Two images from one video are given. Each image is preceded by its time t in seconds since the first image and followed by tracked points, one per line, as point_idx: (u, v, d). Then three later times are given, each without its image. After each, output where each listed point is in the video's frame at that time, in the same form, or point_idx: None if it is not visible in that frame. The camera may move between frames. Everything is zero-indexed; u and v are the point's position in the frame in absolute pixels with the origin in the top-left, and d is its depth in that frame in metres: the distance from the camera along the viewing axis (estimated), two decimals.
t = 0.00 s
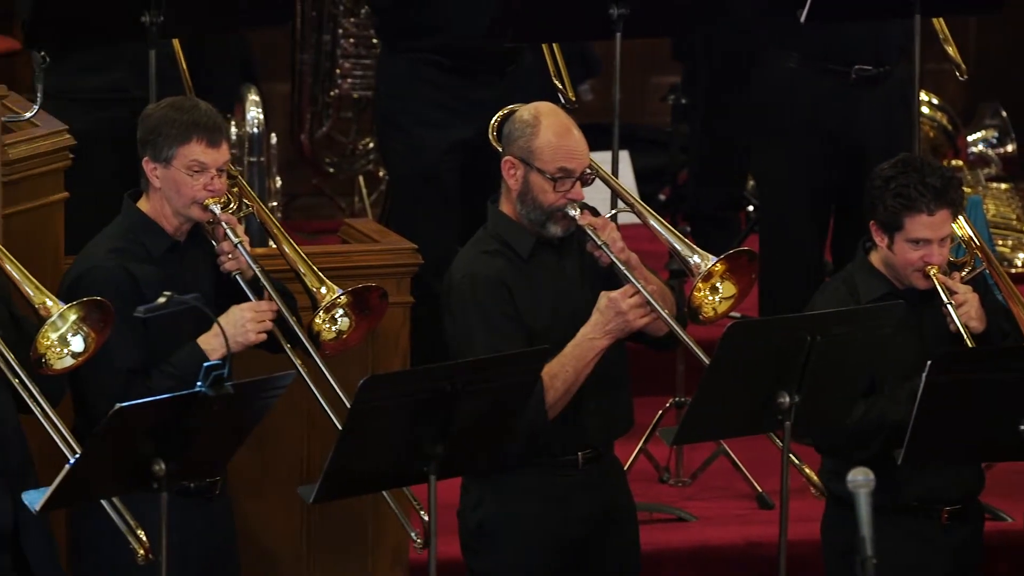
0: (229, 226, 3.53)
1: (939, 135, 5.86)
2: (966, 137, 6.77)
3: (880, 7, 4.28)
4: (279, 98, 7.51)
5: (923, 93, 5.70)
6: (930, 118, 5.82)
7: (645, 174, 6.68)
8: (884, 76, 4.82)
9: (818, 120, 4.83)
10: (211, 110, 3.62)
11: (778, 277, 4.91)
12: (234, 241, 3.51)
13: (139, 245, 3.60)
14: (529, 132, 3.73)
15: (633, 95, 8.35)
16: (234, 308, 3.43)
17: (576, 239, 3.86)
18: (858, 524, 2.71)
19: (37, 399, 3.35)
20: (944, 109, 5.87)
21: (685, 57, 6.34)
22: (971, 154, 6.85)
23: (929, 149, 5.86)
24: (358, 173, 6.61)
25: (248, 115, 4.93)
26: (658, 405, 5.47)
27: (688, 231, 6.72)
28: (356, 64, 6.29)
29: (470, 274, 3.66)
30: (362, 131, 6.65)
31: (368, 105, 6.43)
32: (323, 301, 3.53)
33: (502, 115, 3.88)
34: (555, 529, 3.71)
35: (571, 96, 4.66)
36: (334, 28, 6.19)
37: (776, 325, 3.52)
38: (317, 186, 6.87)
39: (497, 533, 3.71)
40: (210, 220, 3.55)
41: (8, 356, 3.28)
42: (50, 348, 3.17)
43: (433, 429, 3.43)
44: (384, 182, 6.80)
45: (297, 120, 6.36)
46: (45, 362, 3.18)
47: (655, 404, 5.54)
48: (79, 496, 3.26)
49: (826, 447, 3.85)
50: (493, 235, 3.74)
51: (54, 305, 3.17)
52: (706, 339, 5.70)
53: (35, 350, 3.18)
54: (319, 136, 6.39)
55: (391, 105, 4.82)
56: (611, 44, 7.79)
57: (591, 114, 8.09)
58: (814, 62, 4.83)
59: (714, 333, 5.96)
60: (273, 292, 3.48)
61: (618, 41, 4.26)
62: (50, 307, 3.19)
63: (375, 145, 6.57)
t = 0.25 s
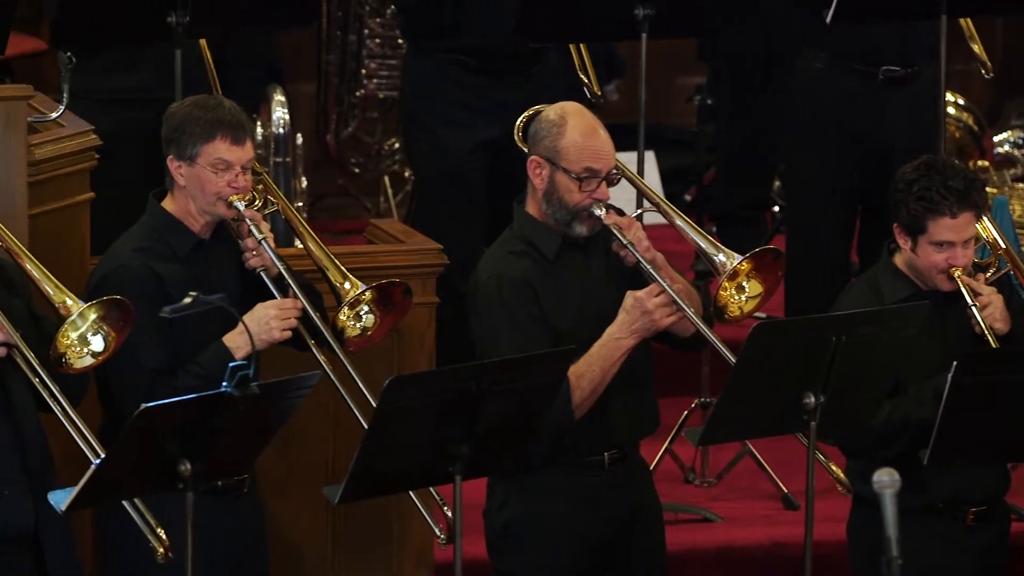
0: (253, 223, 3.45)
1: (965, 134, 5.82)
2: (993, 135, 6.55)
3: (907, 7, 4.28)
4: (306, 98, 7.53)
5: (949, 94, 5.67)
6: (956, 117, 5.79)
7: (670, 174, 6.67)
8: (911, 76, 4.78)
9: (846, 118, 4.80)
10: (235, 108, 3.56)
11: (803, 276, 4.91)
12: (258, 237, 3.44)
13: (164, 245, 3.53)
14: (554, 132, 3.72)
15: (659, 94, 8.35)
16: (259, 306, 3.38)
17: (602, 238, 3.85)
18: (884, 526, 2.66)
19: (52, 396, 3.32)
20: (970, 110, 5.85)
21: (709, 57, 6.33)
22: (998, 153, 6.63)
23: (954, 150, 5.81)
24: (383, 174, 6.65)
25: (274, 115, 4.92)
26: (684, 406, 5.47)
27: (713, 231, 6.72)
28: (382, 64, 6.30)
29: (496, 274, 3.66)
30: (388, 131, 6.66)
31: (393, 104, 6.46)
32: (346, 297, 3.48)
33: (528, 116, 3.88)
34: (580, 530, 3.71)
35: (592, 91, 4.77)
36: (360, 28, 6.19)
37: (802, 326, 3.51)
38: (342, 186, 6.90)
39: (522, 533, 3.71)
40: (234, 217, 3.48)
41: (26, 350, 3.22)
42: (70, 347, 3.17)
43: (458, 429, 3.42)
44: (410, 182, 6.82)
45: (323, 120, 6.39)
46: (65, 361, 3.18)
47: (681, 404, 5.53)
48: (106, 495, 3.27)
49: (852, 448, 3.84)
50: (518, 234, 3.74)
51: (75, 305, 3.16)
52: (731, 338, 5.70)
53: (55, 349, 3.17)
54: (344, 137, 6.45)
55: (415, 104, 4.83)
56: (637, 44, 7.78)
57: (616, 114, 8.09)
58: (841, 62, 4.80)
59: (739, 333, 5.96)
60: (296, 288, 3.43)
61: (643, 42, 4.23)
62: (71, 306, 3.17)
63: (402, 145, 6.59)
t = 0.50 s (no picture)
0: (276, 221, 3.43)
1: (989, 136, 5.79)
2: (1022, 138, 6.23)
3: (932, 7, 4.28)
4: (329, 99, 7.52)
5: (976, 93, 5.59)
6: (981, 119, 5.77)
7: (692, 175, 6.65)
8: (937, 77, 4.76)
9: (872, 118, 4.78)
10: (258, 106, 3.54)
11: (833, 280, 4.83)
12: (281, 234, 3.41)
13: (188, 244, 3.52)
14: (578, 132, 3.72)
15: (683, 95, 8.25)
16: (283, 303, 3.39)
17: (624, 239, 3.83)
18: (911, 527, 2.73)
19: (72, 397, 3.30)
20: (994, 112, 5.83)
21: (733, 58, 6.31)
22: None
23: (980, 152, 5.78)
24: (405, 174, 6.66)
25: (297, 117, 4.85)
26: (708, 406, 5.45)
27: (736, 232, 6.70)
28: (405, 65, 6.28)
29: (519, 274, 3.65)
30: (411, 131, 6.62)
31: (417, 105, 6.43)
32: (370, 295, 3.48)
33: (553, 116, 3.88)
34: (603, 531, 3.70)
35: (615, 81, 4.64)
36: (384, 29, 6.13)
37: (827, 328, 3.50)
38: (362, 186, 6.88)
39: (546, 534, 3.71)
40: (258, 215, 3.45)
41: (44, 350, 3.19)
42: (87, 347, 3.17)
43: (481, 429, 3.41)
44: (434, 183, 6.81)
45: (346, 121, 6.30)
46: (82, 361, 3.18)
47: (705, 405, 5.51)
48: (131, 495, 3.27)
49: (876, 450, 3.84)
50: (541, 235, 3.73)
51: (92, 305, 3.15)
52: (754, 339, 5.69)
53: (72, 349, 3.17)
54: (368, 138, 6.39)
55: (440, 105, 4.84)
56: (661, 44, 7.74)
57: (640, 115, 8.03)
58: (865, 63, 4.80)
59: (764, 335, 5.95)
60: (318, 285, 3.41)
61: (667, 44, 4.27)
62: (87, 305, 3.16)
63: (425, 146, 6.59)
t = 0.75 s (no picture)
0: (301, 221, 3.43)
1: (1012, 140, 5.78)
2: None
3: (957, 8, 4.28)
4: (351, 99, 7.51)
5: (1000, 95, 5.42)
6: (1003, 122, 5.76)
7: (715, 175, 6.68)
8: (960, 78, 4.76)
9: (898, 120, 4.77)
10: (283, 106, 3.53)
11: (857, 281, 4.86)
12: (306, 234, 3.41)
13: (213, 244, 3.51)
14: (603, 134, 3.75)
15: (705, 95, 8.20)
16: (306, 302, 3.37)
17: (650, 242, 3.87)
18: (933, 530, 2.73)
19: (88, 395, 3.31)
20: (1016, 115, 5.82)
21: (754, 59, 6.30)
22: None
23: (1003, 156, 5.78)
24: (429, 175, 6.50)
25: (320, 117, 4.85)
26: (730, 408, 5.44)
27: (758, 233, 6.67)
28: (428, 66, 6.27)
29: (543, 275, 3.66)
30: (434, 132, 6.48)
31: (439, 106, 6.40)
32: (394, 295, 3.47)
33: (578, 118, 3.91)
34: (625, 532, 3.70)
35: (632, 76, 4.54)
36: (407, 30, 6.13)
37: (850, 328, 3.50)
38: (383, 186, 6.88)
39: (568, 535, 3.71)
40: (283, 215, 3.46)
41: (59, 350, 3.18)
42: (103, 347, 3.16)
43: (505, 430, 3.41)
44: (457, 183, 6.80)
45: (369, 122, 6.30)
46: (98, 361, 3.17)
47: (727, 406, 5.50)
48: (156, 495, 3.27)
49: (899, 452, 3.83)
50: (567, 237, 3.76)
51: (108, 305, 3.15)
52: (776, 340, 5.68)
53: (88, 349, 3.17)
54: (391, 138, 6.34)
55: (463, 106, 4.85)
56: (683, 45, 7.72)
57: (662, 116, 7.99)
58: (890, 66, 4.79)
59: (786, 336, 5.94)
60: (342, 283, 3.40)
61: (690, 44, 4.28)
62: (104, 306, 3.17)
63: (448, 148, 6.44)
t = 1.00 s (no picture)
0: (325, 220, 3.43)
1: None
2: None
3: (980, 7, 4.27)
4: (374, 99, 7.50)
5: None
6: None
7: (738, 176, 6.69)
8: (982, 79, 4.73)
9: (920, 118, 4.77)
10: (307, 106, 3.54)
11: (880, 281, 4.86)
12: (330, 233, 3.42)
13: (236, 243, 3.52)
14: (624, 134, 3.73)
15: (729, 95, 8.17)
16: (330, 301, 3.38)
17: (671, 241, 3.85)
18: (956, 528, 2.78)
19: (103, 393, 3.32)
20: None
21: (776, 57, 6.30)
22: None
23: None
24: (452, 175, 6.55)
25: (343, 117, 4.85)
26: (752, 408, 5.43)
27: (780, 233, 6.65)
28: (450, 66, 6.26)
29: (564, 275, 3.67)
30: (456, 133, 6.54)
31: (461, 107, 6.40)
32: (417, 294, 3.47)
33: (600, 118, 3.91)
34: (647, 533, 3.70)
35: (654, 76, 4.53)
36: (429, 30, 6.14)
37: (872, 330, 3.48)
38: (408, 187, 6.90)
39: (590, 535, 3.71)
40: (307, 215, 3.46)
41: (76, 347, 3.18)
42: (119, 347, 3.17)
43: (528, 431, 3.40)
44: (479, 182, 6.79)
45: (390, 122, 6.31)
46: (115, 361, 3.18)
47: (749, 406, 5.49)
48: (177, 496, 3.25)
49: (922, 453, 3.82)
50: (589, 236, 3.76)
51: (124, 305, 3.17)
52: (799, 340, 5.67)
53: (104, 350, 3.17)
54: (413, 139, 6.34)
55: (486, 105, 4.87)
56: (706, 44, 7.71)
57: (685, 116, 7.98)
58: (914, 65, 4.78)
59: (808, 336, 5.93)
60: (366, 284, 3.41)
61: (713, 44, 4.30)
62: (121, 307, 3.19)
63: (471, 148, 6.49)
